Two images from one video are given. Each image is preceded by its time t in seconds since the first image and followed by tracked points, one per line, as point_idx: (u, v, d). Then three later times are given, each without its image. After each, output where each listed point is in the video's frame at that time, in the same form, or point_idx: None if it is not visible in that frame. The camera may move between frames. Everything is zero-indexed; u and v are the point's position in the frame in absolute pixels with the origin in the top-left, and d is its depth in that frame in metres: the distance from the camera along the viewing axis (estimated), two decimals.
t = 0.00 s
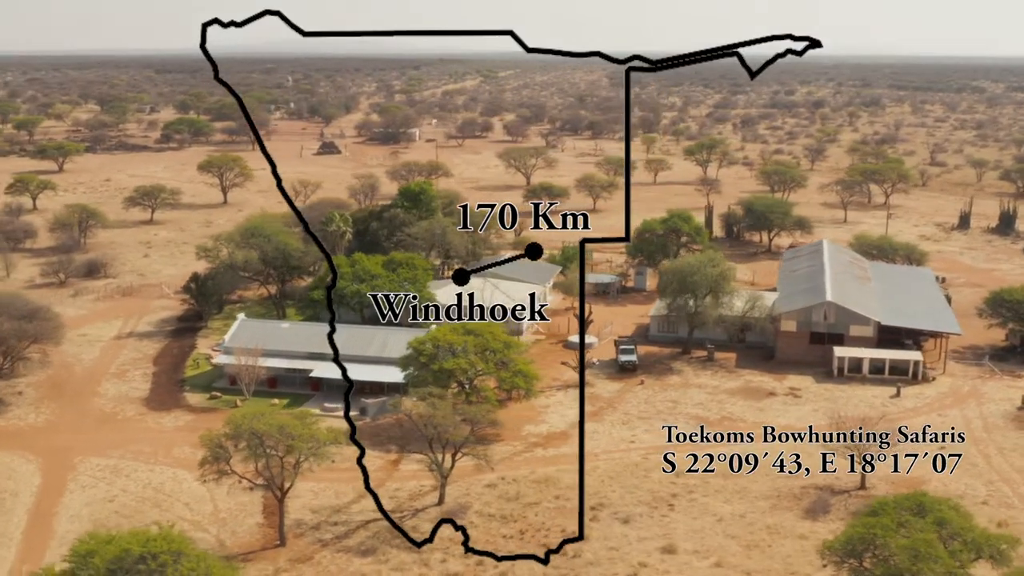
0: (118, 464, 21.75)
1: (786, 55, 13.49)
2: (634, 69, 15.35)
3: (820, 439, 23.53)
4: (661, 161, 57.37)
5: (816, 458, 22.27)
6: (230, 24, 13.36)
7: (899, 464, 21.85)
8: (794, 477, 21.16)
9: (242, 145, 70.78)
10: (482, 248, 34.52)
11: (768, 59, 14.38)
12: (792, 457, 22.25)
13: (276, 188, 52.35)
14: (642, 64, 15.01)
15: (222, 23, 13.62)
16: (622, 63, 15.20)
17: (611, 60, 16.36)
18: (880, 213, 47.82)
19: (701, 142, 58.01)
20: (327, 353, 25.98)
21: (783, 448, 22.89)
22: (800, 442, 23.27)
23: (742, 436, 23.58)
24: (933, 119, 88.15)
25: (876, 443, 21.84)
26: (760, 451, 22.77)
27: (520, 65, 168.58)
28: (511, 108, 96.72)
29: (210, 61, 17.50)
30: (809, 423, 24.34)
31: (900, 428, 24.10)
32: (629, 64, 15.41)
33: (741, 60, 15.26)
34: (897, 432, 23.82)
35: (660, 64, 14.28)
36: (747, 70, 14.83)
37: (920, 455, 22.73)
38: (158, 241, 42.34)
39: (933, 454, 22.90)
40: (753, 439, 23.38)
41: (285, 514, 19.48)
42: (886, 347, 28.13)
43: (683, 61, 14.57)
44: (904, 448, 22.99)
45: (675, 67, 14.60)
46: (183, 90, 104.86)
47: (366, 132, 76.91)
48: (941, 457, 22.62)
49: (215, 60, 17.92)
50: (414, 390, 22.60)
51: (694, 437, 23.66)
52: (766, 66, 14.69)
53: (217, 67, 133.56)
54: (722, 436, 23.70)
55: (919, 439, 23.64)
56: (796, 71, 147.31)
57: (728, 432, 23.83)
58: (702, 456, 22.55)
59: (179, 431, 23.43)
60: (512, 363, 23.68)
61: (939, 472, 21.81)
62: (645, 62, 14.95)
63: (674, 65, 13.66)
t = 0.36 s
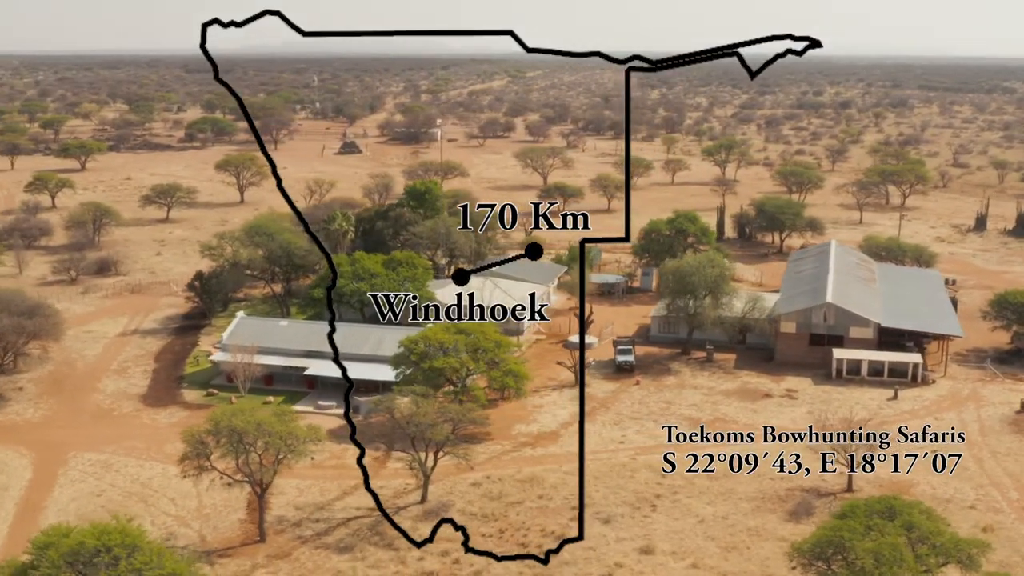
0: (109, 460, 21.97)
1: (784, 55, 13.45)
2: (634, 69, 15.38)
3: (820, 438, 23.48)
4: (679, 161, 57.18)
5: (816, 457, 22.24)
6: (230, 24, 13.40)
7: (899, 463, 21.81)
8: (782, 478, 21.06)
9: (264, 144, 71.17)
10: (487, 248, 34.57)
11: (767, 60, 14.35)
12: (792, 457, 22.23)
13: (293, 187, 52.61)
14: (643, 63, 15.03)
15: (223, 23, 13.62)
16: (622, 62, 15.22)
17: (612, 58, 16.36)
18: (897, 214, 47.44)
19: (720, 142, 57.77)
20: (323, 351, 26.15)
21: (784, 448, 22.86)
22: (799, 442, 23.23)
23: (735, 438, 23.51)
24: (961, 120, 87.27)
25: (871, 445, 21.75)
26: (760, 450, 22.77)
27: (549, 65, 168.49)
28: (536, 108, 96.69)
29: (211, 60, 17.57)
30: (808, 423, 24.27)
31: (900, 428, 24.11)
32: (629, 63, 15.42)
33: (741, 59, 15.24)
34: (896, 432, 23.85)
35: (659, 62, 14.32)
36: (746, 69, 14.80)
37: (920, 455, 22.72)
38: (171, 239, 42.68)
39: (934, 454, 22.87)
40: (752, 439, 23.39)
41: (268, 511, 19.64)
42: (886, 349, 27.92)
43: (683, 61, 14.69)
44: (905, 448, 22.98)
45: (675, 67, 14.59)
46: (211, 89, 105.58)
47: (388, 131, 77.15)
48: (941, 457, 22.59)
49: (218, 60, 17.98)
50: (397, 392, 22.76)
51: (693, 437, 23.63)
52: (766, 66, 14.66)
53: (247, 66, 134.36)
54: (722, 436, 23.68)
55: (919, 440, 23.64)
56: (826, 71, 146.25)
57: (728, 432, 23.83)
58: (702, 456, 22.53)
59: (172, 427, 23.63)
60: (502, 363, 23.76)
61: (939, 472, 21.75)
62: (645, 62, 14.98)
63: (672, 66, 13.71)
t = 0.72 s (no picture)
0: (100, 455, 22.19)
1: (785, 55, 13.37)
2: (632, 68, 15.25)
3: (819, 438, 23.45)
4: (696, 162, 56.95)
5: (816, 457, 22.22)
6: (230, 25, 13.29)
7: (899, 464, 21.86)
8: (769, 480, 20.96)
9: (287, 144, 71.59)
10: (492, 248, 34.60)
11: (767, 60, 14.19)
12: (792, 457, 22.19)
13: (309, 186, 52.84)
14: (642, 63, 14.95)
15: (223, 23, 13.47)
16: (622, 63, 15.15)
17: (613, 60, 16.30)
18: (914, 215, 47.06)
19: (738, 143, 57.49)
20: (320, 349, 26.31)
21: (784, 448, 22.83)
22: (799, 442, 23.20)
23: (726, 439, 23.42)
24: (989, 121, 86.32)
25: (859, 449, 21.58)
26: (760, 450, 22.73)
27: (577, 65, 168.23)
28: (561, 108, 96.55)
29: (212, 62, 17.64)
30: (808, 423, 24.21)
31: (900, 429, 24.13)
32: (629, 63, 15.34)
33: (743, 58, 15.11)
34: (896, 432, 23.88)
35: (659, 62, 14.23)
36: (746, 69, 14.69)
37: (920, 455, 22.72)
38: (185, 237, 42.99)
39: (934, 454, 22.87)
40: (752, 439, 23.39)
41: (252, 508, 19.80)
42: (886, 351, 27.72)
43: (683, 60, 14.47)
44: (905, 449, 22.99)
45: (675, 67, 14.49)
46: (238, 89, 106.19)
47: (410, 131, 77.39)
48: (941, 457, 22.60)
49: (215, 59, 17.82)
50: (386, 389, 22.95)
51: (694, 437, 23.58)
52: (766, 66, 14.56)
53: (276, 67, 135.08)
54: (722, 436, 23.66)
55: (919, 440, 23.63)
56: (857, 71, 145.13)
57: (728, 432, 23.82)
58: (702, 455, 22.49)
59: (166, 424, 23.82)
60: (492, 363, 23.80)
61: (939, 472, 21.75)
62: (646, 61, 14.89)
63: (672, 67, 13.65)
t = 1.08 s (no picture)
0: (93, 451, 22.44)
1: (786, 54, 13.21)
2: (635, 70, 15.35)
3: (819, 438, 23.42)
4: (714, 162, 56.68)
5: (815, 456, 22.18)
6: (230, 26, 13.67)
7: (900, 464, 21.95)
8: (755, 482, 20.85)
9: (309, 143, 71.97)
10: (497, 247, 34.58)
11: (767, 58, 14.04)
12: (792, 456, 22.13)
13: (326, 185, 53.03)
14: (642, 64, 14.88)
15: (223, 23, 13.90)
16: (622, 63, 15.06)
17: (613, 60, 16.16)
18: (930, 217, 46.59)
19: (757, 143, 57.16)
20: (317, 347, 26.47)
21: (783, 447, 22.80)
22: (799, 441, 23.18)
23: (717, 440, 23.34)
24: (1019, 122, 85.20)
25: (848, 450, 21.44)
26: (760, 450, 22.68)
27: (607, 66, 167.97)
28: (586, 108, 96.32)
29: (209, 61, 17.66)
30: (808, 423, 24.16)
31: (900, 429, 24.09)
32: (628, 64, 15.26)
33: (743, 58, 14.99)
34: (896, 432, 23.86)
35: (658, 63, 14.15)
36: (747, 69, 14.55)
37: (920, 455, 22.70)
38: (198, 235, 43.29)
39: (933, 454, 22.83)
40: (752, 439, 23.37)
41: (236, 505, 19.94)
42: (886, 354, 27.51)
43: (683, 59, 14.60)
44: (904, 449, 22.97)
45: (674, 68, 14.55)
46: (266, 89, 106.72)
47: (432, 130, 77.57)
48: (941, 457, 22.57)
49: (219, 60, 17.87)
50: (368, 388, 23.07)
51: (694, 436, 23.50)
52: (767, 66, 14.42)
53: (305, 67, 135.68)
54: (722, 436, 23.62)
55: (919, 440, 23.56)
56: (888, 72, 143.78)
57: (727, 432, 23.80)
58: (703, 455, 22.43)
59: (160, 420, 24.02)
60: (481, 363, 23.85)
61: (939, 472, 21.74)
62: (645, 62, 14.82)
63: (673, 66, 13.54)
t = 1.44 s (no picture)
0: (87, 446, 22.69)
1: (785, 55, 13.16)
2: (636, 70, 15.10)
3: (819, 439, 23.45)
4: (733, 162, 56.38)
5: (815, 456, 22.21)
6: (230, 25, 13.51)
7: (900, 464, 21.99)
8: (742, 484, 20.77)
9: (332, 143, 72.31)
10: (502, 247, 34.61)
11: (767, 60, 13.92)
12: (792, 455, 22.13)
13: (343, 184, 53.23)
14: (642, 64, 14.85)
15: (222, 23, 13.70)
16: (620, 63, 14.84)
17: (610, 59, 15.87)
18: (948, 218, 46.14)
19: (776, 144, 56.81)
20: (315, 346, 26.58)
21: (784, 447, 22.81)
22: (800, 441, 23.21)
23: (707, 442, 23.27)
24: None
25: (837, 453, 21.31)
26: (760, 450, 22.70)
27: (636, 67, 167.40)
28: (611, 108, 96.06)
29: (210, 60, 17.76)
30: (809, 423, 24.16)
31: (900, 428, 24.07)
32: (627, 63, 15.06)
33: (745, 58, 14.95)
34: (896, 432, 23.84)
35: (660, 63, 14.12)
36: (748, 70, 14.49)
37: (920, 455, 22.69)
38: (212, 233, 43.58)
39: (933, 453, 22.83)
40: (752, 439, 23.38)
41: (221, 501, 20.10)
42: (887, 356, 27.30)
43: (683, 60, 14.37)
44: (904, 449, 22.98)
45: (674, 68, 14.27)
46: (293, 89, 107.22)
47: (455, 130, 77.71)
48: (940, 457, 22.57)
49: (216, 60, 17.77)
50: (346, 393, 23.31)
51: (693, 437, 23.49)
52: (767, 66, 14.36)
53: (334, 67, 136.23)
54: (722, 436, 23.61)
55: (919, 439, 23.54)
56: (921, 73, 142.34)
57: (727, 432, 23.77)
58: (703, 456, 22.44)
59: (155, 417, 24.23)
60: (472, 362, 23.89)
61: (939, 472, 21.77)
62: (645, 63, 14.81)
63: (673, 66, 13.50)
